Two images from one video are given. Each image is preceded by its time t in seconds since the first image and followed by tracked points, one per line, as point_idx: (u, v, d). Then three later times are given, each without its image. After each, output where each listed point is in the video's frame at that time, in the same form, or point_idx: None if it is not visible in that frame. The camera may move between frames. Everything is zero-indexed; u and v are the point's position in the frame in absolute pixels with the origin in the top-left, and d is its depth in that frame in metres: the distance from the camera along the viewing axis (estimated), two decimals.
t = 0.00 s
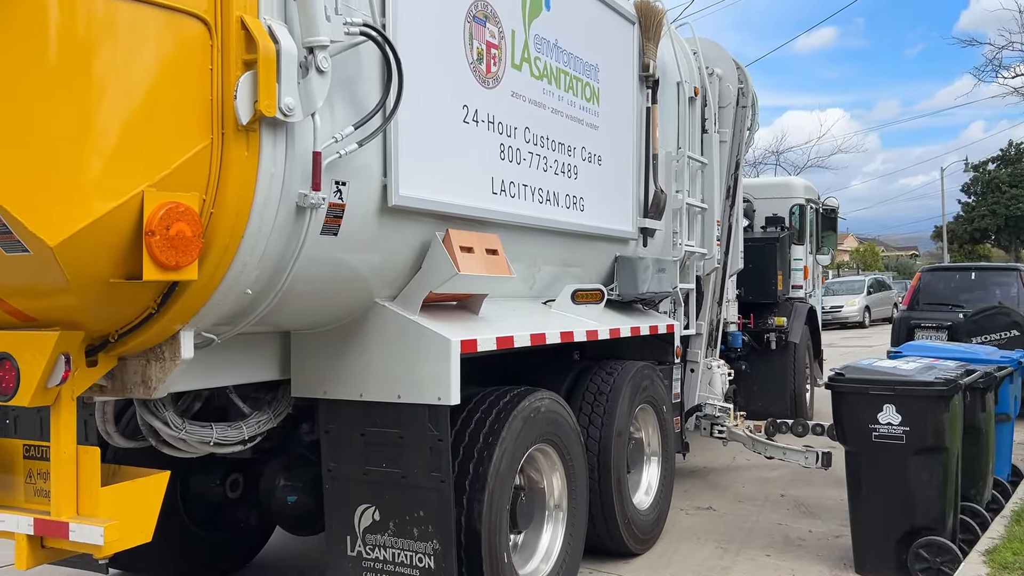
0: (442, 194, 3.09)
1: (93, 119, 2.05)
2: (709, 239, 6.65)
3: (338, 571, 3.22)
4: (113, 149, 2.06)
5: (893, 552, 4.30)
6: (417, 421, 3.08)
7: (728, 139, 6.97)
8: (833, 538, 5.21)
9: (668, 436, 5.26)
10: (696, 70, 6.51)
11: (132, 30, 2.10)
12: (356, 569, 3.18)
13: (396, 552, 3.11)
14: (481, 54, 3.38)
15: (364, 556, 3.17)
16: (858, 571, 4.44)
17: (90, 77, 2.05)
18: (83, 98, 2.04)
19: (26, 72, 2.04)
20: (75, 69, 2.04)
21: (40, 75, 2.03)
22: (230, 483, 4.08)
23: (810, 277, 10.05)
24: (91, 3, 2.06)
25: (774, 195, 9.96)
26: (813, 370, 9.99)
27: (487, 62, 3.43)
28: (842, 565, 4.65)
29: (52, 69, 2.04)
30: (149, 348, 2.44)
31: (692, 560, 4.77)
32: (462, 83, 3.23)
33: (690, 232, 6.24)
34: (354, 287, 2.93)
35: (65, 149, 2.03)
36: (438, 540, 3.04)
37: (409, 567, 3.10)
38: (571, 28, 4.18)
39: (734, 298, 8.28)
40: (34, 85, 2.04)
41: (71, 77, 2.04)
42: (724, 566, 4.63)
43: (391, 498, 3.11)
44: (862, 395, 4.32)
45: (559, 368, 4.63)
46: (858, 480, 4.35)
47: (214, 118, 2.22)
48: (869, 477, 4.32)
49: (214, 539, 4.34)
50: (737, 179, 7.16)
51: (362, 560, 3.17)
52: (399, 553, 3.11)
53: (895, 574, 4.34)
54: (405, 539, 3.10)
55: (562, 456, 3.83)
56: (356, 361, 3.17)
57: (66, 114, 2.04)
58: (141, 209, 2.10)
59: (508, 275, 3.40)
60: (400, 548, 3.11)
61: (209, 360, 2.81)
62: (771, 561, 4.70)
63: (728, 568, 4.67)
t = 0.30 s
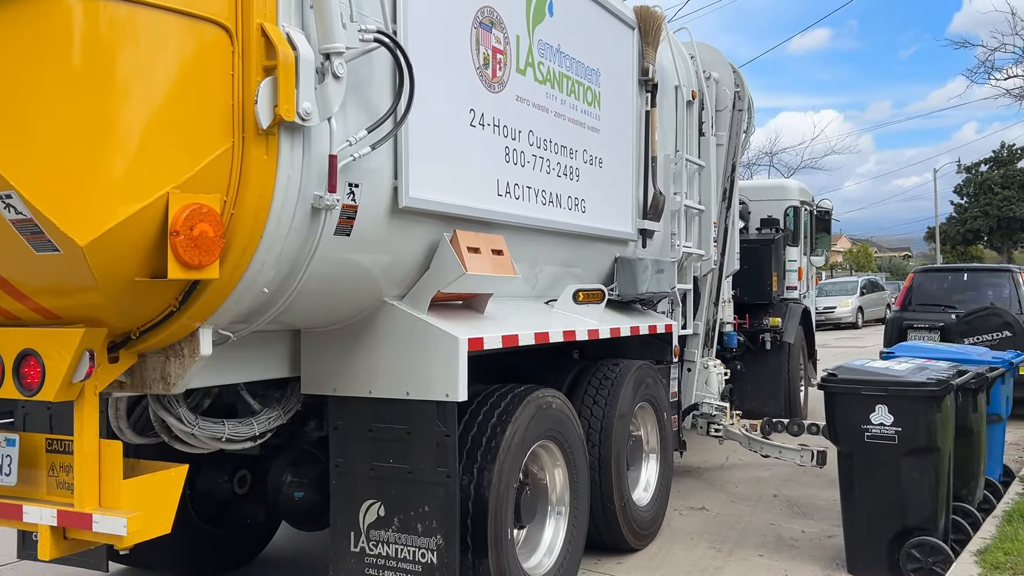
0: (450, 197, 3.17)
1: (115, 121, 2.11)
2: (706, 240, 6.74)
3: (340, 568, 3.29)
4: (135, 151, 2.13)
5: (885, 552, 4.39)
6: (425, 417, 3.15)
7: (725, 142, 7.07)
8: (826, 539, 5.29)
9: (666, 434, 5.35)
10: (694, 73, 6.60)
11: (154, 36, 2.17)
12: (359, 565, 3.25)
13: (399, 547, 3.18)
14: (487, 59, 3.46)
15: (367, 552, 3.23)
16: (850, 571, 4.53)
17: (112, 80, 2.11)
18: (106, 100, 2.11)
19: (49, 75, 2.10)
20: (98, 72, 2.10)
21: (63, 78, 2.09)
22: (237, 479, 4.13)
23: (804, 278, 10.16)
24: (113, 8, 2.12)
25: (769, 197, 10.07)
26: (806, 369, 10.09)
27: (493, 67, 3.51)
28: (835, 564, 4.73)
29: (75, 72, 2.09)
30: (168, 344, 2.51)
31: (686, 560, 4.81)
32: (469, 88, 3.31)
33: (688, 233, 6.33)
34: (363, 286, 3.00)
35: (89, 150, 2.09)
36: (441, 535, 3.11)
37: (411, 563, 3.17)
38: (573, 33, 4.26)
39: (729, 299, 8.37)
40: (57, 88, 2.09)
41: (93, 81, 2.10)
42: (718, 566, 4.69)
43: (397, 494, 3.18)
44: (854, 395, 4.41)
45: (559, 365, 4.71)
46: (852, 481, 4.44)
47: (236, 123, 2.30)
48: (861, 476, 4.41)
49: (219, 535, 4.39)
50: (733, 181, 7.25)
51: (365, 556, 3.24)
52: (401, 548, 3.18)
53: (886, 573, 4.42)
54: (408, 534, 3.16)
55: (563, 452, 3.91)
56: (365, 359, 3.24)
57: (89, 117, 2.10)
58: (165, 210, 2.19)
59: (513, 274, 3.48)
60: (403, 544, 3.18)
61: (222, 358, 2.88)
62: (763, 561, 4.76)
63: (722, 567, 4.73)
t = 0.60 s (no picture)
0: (454, 199, 3.23)
1: (129, 124, 2.16)
2: (703, 241, 6.81)
3: (342, 565, 3.34)
4: (148, 154, 2.18)
5: (878, 552, 4.46)
6: (428, 416, 3.21)
7: (722, 144, 7.14)
8: (819, 540, 5.35)
9: (663, 435, 5.41)
10: (691, 75, 6.66)
11: (167, 41, 2.22)
12: (362, 563, 3.31)
13: (401, 545, 3.23)
14: (489, 64, 3.51)
15: (370, 549, 3.29)
16: (843, 571, 4.59)
17: (126, 84, 2.16)
18: (120, 104, 2.15)
19: (63, 80, 2.15)
20: (112, 76, 2.15)
21: (77, 84, 2.14)
22: (242, 477, 4.17)
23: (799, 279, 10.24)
24: (126, 14, 2.17)
25: (764, 199, 10.15)
26: (802, 369, 10.17)
27: (496, 71, 3.56)
28: (828, 565, 4.79)
29: (89, 78, 2.14)
30: (180, 344, 2.56)
31: (680, 560, 4.85)
32: (472, 92, 3.36)
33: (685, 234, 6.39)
34: (368, 286, 3.05)
35: (104, 152, 2.14)
36: (444, 532, 3.16)
37: (413, 560, 3.22)
38: (574, 37, 4.32)
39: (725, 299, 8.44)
40: (72, 94, 2.14)
41: (107, 85, 2.15)
42: (713, 566, 4.74)
43: (400, 492, 3.24)
44: (848, 396, 4.48)
45: (559, 365, 4.76)
46: (847, 481, 4.50)
47: (248, 127, 2.35)
48: (855, 476, 4.47)
49: (222, 534, 4.43)
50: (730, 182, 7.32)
51: (367, 553, 3.30)
52: (404, 546, 3.23)
53: (878, 573, 4.49)
54: (411, 532, 3.22)
55: (563, 451, 3.97)
56: (369, 358, 3.30)
57: (103, 120, 2.14)
58: (179, 213, 2.24)
59: (515, 275, 3.53)
60: (407, 541, 3.23)
61: (230, 357, 2.93)
62: (758, 561, 4.82)
63: (716, 567, 4.78)
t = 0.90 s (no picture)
0: (455, 200, 3.26)
1: (135, 124, 2.19)
2: (701, 242, 6.85)
3: (348, 561, 3.37)
4: (154, 154, 2.21)
5: (873, 552, 4.50)
6: (430, 414, 3.24)
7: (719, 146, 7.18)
8: (815, 540, 5.39)
9: (660, 435, 5.45)
10: (688, 77, 6.70)
11: (173, 43, 2.25)
12: (368, 558, 3.34)
13: (407, 540, 3.26)
14: (490, 66, 3.54)
15: (376, 544, 3.32)
16: (839, 570, 4.62)
17: (132, 85, 2.19)
18: (127, 104, 2.18)
19: (70, 81, 2.17)
20: (119, 76, 2.18)
21: (84, 85, 2.16)
22: (242, 476, 4.19)
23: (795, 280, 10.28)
24: (133, 17, 2.20)
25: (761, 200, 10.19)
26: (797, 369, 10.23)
27: (496, 73, 3.60)
28: (823, 566, 4.83)
29: (96, 79, 2.16)
30: (184, 342, 2.58)
31: (676, 561, 4.89)
32: (473, 93, 3.40)
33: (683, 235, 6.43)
34: (370, 285, 3.08)
35: (110, 152, 2.17)
36: (448, 527, 3.20)
37: (419, 555, 3.25)
38: (573, 40, 4.35)
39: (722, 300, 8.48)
40: (78, 95, 2.17)
41: (114, 85, 2.17)
42: (709, 566, 4.77)
43: (403, 489, 3.27)
44: (844, 396, 4.52)
45: (558, 364, 4.79)
46: (843, 481, 4.54)
47: (253, 128, 2.38)
48: (851, 475, 4.51)
49: (220, 534, 4.45)
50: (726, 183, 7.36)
51: (373, 548, 3.33)
52: (409, 541, 3.26)
53: (874, 573, 4.52)
54: (416, 528, 3.25)
55: (564, 449, 4.00)
56: (371, 357, 3.33)
57: (110, 121, 2.17)
58: (185, 212, 2.27)
59: (515, 275, 3.57)
60: (411, 537, 3.26)
61: (233, 357, 2.96)
62: (753, 562, 4.85)
63: (711, 568, 4.81)
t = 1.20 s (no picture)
0: (453, 202, 3.26)
1: (132, 125, 2.18)
2: (699, 243, 6.86)
3: (347, 562, 3.36)
4: (150, 154, 2.20)
5: (870, 553, 4.50)
6: (427, 416, 3.23)
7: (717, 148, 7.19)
8: (812, 541, 5.40)
9: (658, 435, 5.44)
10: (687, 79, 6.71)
11: (170, 43, 2.24)
12: (367, 558, 3.33)
13: (406, 541, 3.26)
14: (488, 67, 3.54)
15: (375, 545, 3.32)
16: (836, 571, 4.63)
17: (129, 85, 2.18)
18: (123, 105, 2.17)
19: (66, 82, 2.16)
20: (115, 77, 2.17)
21: (81, 85, 2.15)
22: (239, 477, 4.18)
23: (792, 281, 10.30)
24: (130, 17, 2.19)
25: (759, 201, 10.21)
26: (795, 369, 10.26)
27: (494, 75, 3.59)
28: (820, 566, 4.84)
29: (93, 80, 2.15)
30: (181, 344, 2.58)
31: (673, 561, 4.90)
32: (471, 95, 3.39)
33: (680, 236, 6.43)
34: (367, 288, 3.07)
35: (107, 153, 2.16)
36: (446, 529, 3.19)
37: (417, 556, 3.25)
38: (571, 41, 4.35)
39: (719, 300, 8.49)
40: (75, 95, 2.16)
41: (110, 86, 2.16)
42: (706, 567, 4.77)
43: (401, 490, 3.26)
44: (841, 398, 4.52)
45: (556, 366, 4.79)
46: (840, 482, 4.54)
47: (250, 129, 2.38)
48: (849, 477, 4.51)
49: (218, 535, 4.45)
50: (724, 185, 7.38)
51: (373, 549, 3.32)
52: (407, 543, 3.26)
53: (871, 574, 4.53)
54: (414, 529, 3.25)
55: (562, 450, 4.00)
56: (368, 358, 3.32)
57: (106, 121, 2.16)
58: (182, 214, 2.26)
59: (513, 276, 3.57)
60: (409, 538, 3.26)
61: (229, 358, 2.95)
62: (750, 563, 4.85)
63: (708, 568, 4.81)
